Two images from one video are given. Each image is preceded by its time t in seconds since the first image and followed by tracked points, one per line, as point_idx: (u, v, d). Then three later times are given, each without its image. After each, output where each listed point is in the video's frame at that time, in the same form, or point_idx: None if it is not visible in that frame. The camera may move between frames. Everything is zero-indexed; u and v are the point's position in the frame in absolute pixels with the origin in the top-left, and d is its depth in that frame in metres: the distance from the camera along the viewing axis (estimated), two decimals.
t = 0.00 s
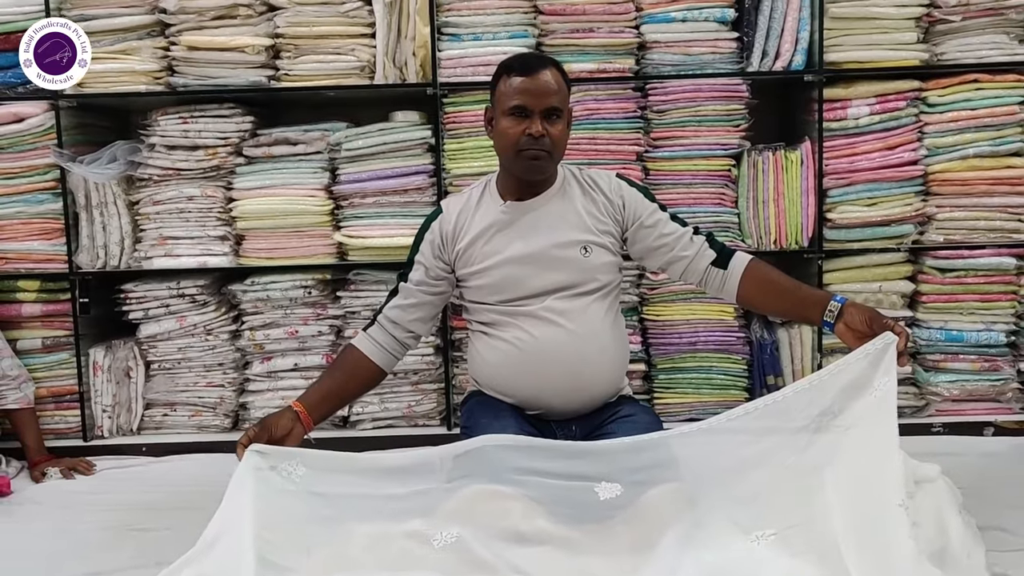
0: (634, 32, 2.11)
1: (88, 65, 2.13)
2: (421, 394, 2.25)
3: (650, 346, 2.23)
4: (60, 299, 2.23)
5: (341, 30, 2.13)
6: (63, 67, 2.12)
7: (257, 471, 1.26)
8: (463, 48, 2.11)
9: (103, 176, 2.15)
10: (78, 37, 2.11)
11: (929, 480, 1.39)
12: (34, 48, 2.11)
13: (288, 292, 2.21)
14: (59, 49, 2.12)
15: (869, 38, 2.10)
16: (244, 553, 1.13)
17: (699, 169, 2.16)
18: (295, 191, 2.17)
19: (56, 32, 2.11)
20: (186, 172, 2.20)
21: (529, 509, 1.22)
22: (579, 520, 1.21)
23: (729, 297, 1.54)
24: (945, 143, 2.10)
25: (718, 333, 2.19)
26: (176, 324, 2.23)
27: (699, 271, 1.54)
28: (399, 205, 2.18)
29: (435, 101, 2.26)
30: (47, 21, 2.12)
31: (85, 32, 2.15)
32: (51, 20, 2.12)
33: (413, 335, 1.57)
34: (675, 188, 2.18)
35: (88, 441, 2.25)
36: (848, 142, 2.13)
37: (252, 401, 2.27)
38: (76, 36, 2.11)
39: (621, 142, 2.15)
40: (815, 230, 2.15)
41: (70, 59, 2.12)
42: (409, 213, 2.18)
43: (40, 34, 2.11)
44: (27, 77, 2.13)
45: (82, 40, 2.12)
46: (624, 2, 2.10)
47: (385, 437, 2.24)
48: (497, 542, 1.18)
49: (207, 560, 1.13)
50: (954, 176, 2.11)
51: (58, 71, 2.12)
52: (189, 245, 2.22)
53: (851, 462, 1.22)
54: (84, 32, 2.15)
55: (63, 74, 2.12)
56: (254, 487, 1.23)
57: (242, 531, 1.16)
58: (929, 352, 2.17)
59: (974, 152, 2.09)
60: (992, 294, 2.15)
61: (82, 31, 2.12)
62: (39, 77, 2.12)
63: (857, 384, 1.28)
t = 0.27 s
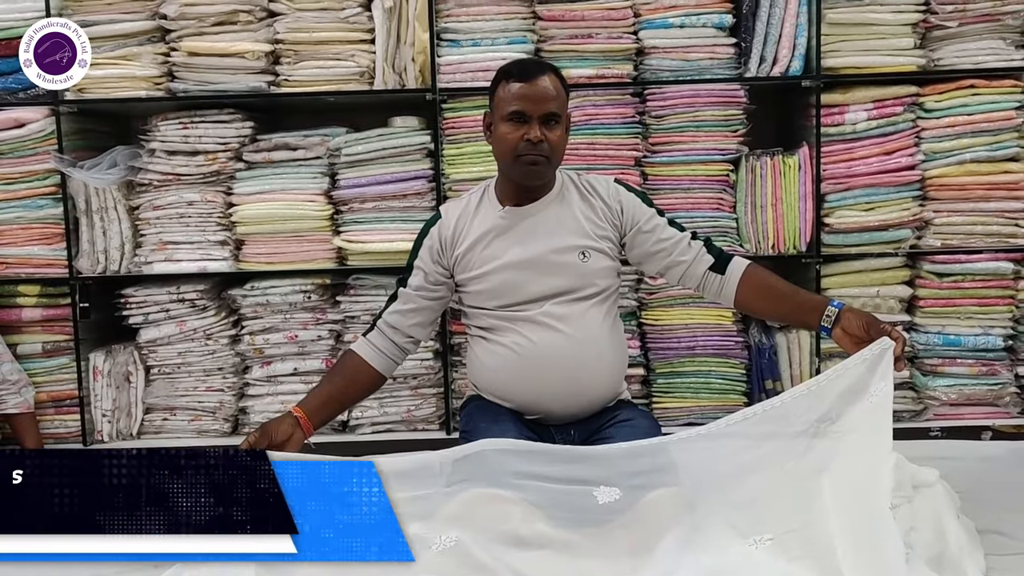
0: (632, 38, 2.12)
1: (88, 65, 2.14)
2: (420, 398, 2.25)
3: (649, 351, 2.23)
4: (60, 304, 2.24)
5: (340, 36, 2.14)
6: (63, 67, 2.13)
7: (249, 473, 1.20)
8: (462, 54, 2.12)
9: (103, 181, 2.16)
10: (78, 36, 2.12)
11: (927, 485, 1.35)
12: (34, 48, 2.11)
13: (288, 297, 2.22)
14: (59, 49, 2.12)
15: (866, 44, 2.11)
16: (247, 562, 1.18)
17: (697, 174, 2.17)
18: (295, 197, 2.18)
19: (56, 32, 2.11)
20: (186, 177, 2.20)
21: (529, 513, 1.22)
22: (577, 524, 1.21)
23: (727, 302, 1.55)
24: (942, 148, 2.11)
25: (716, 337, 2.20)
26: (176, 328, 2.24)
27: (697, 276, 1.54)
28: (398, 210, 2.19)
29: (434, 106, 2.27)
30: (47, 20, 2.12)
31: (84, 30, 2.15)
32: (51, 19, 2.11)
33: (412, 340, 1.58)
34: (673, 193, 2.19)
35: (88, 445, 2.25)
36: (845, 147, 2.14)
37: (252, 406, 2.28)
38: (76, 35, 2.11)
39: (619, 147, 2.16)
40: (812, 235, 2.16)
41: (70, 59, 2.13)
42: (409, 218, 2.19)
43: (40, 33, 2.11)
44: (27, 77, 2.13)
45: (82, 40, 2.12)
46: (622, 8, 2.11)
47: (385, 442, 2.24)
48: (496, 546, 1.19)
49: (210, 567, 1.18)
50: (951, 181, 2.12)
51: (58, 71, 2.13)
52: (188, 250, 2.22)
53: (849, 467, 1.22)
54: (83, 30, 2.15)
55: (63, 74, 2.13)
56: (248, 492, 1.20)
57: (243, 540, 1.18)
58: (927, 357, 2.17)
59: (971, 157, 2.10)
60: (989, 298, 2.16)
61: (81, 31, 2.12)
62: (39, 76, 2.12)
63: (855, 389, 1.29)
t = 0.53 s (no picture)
0: (632, 40, 2.13)
1: (88, 65, 2.11)
2: (420, 400, 2.25)
3: (649, 353, 2.24)
4: (60, 307, 2.24)
5: (341, 39, 2.15)
6: (63, 67, 2.09)
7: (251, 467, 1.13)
8: (462, 57, 2.13)
9: (104, 184, 2.16)
10: (79, 37, 2.08)
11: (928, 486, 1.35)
12: (34, 48, 2.06)
13: (288, 299, 2.22)
14: (60, 49, 2.08)
15: (866, 46, 2.11)
16: (246, 562, 1.11)
17: (696, 176, 2.18)
18: (295, 199, 2.18)
19: (56, 32, 2.06)
20: (186, 180, 2.21)
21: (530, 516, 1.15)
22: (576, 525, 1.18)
23: (727, 304, 1.55)
24: (942, 150, 2.12)
25: (717, 339, 2.20)
26: (176, 331, 2.24)
27: (696, 278, 1.54)
28: (398, 212, 2.19)
29: (434, 109, 2.27)
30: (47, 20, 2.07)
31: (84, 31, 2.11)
32: (51, 19, 2.06)
33: (412, 343, 1.58)
34: (673, 196, 2.19)
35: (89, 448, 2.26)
36: (845, 149, 2.14)
37: (252, 408, 2.28)
38: (77, 35, 2.08)
39: (619, 150, 2.16)
40: (812, 237, 2.16)
41: (70, 59, 2.09)
42: (409, 221, 2.20)
43: (40, 33, 2.05)
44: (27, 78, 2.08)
45: (83, 40, 2.08)
46: (622, 10, 2.11)
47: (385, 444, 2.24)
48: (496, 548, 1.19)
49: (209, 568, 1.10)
50: (950, 182, 2.12)
51: (58, 71, 2.09)
52: (189, 253, 2.23)
53: (851, 468, 1.22)
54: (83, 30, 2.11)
55: (63, 74, 2.09)
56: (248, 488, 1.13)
57: (243, 539, 1.11)
58: (927, 358, 2.17)
59: (971, 159, 2.10)
60: (990, 300, 2.15)
61: (82, 31, 2.09)
62: (39, 77, 2.07)
63: (857, 392, 1.29)
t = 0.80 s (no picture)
0: (632, 43, 2.13)
1: (88, 65, 2.10)
2: (421, 403, 2.25)
3: (650, 355, 2.24)
4: (61, 309, 2.25)
5: (342, 42, 2.15)
6: (63, 67, 2.09)
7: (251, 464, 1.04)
8: (463, 59, 2.13)
9: (104, 187, 2.16)
10: (78, 37, 2.07)
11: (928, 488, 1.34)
12: (34, 48, 2.06)
13: (289, 302, 2.22)
14: (60, 49, 2.08)
15: (866, 48, 2.12)
16: (247, 561, 1.04)
17: (697, 178, 2.17)
18: (296, 202, 2.18)
19: (56, 32, 2.07)
20: (187, 182, 2.21)
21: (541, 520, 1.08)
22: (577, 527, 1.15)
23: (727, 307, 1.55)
24: (942, 152, 2.12)
25: (718, 341, 2.20)
26: (177, 334, 2.23)
27: (697, 281, 1.55)
28: (399, 215, 2.19)
29: (435, 112, 2.28)
30: (47, 20, 2.07)
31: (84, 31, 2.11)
32: (51, 20, 2.06)
33: (414, 346, 1.58)
34: (674, 198, 2.19)
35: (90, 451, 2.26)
36: (846, 151, 2.14)
37: (253, 411, 2.28)
38: (77, 36, 2.07)
39: (620, 152, 2.16)
40: (813, 239, 2.16)
41: (70, 60, 2.09)
42: (410, 223, 2.19)
43: (40, 33, 2.06)
44: (27, 78, 2.08)
45: (83, 40, 2.08)
46: (623, 13, 2.11)
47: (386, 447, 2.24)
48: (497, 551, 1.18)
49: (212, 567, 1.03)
50: (951, 185, 2.12)
51: (58, 71, 2.09)
52: (190, 255, 2.23)
53: (851, 471, 1.21)
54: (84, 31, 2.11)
55: (63, 74, 2.08)
56: (247, 488, 1.04)
57: (244, 539, 1.04)
58: (928, 361, 2.17)
59: (972, 161, 2.11)
60: (991, 302, 2.15)
61: (82, 31, 2.08)
62: (39, 77, 2.07)
63: (857, 395, 1.28)
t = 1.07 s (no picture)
0: (632, 48, 2.13)
1: (89, 65, 2.08)
2: (421, 407, 2.25)
3: (649, 359, 2.24)
4: (61, 313, 2.25)
5: (342, 47, 2.15)
6: (63, 67, 2.06)
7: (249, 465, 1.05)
8: (463, 64, 2.13)
9: (105, 191, 2.17)
10: (79, 37, 2.05)
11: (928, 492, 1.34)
12: (33, 48, 2.03)
13: (289, 306, 2.22)
14: (60, 49, 2.06)
15: (864, 54, 2.13)
16: (246, 561, 1.03)
17: (697, 183, 2.18)
18: (296, 207, 2.18)
19: (56, 32, 2.04)
20: (187, 187, 2.21)
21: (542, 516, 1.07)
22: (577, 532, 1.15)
23: (726, 313, 1.56)
24: (941, 157, 2.12)
25: (717, 346, 2.21)
26: (177, 338, 2.24)
27: (695, 286, 1.55)
28: (399, 219, 2.19)
29: (435, 117, 2.28)
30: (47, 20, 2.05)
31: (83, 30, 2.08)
32: (51, 19, 2.02)
33: (413, 350, 1.59)
34: (673, 203, 2.20)
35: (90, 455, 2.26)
36: (845, 156, 2.15)
37: (253, 415, 2.28)
38: (77, 36, 2.05)
39: (619, 157, 2.17)
40: (812, 244, 2.16)
41: (70, 60, 2.06)
42: (410, 227, 2.20)
43: (39, 33, 2.02)
44: (27, 78, 2.06)
45: (83, 40, 2.05)
46: (622, 18, 2.12)
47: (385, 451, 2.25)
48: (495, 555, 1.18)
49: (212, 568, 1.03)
50: (949, 190, 2.13)
51: (58, 72, 2.07)
52: (190, 259, 2.23)
53: (851, 478, 1.21)
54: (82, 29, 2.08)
55: (63, 74, 2.04)
56: (245, 487, 1.04)
57: (243, 539, 1.03)
58: (927, 365, 2.18)
59: (970, 166, 2.11)
60: (989, 306, 2.16)
61: (82, 31, 2.06)
62: (38, 76, 2.04)
63: (856, 402, 1.28)
